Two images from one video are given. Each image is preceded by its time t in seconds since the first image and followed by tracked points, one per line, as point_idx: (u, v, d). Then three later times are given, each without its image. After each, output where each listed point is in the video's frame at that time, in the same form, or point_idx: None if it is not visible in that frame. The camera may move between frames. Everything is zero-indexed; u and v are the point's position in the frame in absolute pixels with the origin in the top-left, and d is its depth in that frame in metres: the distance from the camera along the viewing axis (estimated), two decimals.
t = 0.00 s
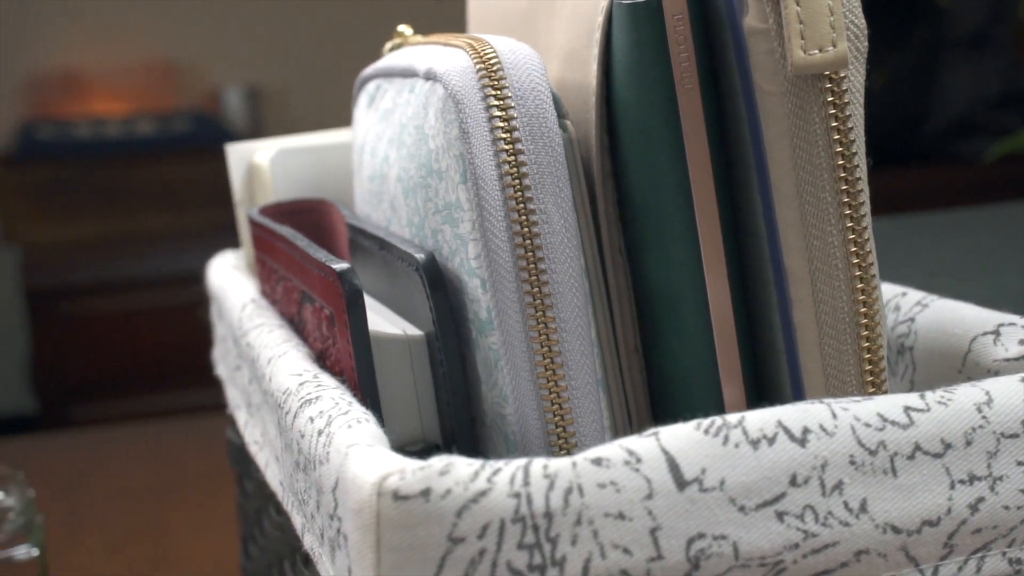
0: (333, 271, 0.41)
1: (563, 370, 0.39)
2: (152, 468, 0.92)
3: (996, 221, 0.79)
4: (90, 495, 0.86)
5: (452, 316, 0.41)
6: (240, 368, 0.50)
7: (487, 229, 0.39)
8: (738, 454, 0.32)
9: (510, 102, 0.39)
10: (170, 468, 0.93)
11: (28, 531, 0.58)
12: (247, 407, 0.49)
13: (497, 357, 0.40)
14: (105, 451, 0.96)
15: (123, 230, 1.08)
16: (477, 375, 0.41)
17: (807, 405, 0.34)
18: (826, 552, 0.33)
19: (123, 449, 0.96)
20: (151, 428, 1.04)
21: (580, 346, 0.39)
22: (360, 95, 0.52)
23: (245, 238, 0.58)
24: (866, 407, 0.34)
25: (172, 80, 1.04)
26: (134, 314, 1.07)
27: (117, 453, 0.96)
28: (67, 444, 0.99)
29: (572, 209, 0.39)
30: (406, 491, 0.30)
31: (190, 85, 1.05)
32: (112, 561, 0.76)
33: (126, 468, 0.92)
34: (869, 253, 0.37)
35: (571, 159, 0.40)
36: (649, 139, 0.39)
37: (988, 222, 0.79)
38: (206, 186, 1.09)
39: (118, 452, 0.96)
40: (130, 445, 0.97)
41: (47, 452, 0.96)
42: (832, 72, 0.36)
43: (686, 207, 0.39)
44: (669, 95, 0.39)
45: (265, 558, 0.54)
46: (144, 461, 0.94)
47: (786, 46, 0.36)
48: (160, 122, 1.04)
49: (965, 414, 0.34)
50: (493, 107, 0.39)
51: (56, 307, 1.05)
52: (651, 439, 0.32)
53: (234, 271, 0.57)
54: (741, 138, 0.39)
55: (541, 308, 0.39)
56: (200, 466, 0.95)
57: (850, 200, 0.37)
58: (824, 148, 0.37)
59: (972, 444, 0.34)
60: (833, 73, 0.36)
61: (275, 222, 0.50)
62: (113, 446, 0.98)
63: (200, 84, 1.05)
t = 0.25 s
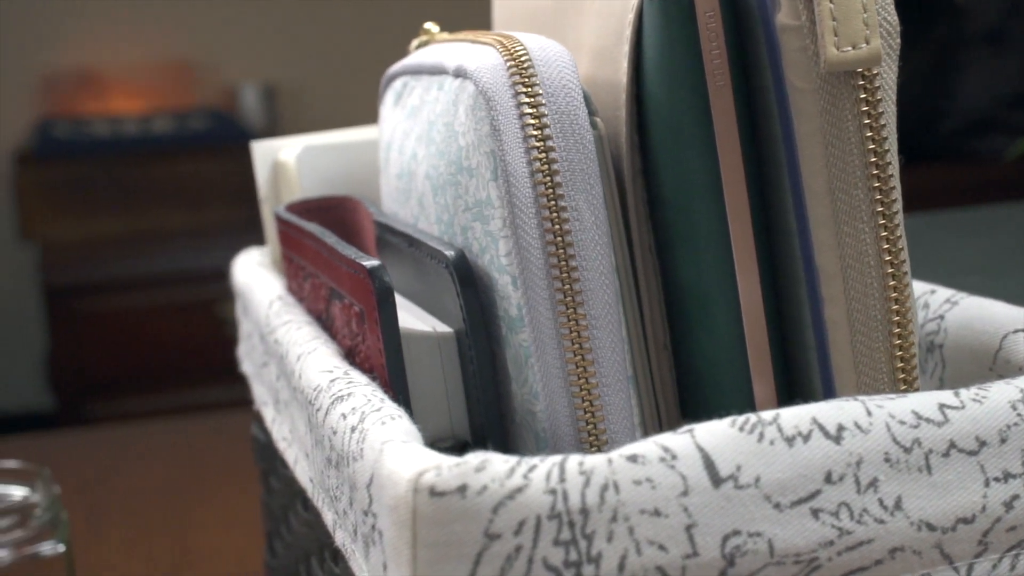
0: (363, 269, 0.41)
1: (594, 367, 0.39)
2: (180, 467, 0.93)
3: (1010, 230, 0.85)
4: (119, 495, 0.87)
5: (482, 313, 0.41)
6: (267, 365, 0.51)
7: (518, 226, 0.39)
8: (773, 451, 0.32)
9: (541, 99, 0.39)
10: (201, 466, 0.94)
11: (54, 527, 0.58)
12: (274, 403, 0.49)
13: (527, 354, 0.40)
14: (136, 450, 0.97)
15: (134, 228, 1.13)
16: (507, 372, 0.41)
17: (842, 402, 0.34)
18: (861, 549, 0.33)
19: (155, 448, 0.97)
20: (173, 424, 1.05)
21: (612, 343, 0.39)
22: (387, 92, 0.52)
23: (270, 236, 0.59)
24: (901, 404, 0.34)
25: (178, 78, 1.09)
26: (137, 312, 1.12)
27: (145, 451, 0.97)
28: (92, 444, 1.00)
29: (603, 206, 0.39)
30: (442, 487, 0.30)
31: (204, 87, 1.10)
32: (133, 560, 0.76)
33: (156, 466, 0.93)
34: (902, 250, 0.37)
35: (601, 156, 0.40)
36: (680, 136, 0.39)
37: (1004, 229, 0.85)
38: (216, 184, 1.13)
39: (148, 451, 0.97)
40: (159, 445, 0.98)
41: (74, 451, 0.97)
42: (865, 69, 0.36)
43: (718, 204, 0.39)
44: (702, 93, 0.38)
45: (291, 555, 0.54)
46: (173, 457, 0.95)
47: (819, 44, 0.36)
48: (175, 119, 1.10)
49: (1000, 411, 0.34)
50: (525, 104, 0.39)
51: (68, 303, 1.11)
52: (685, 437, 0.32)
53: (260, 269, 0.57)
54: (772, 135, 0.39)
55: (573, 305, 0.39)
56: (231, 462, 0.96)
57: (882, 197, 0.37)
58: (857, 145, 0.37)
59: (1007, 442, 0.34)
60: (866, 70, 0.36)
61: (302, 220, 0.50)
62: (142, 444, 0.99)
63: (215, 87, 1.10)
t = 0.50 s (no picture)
0: (398, 265, 0.41)
1: (630, 364, 0.39)
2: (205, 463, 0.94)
3: None
4: (144, 492, 0.87)
5: (516, 309, 0.41)
6: (299, 361, 0.51)
7: (554, 223, 0.39)
8: (813, 448, 0.32)
9: (576, 96, 0.39)
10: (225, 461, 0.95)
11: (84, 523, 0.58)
12: (306, 399, 0.49)
13: (563, 351, 0.40)
14: (164, 445, 0.98)
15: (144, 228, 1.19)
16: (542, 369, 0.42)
17: (881, 399, 0.34)
18: (900, 546, 0.33)
19: (182, 443, 0.98)
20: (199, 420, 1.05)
21: (647, 340, 0.40)
22: (417, 89, 0.52)
23: (300, 234, 0.59)
24: (941, 401, 0.34)
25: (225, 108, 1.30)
26: (160, 307, 1.19)
27: (167, 448, 0.97)
28: (119, 440, 1.01)
29: (639, 203, 0.39)
30: (484, 483, 0.30)
31: (222, 81, 1.16)
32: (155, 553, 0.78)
33: (182, 462, 0.94)
34: (939, 247, 0.38)
35: (636, 152, 0.40)
36: (716, 132, 0.39)
37: None
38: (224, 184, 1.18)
39: (173, 446, 0.97)
40: (187, 440, 0.99)
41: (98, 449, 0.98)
42: (903, 66, 0.36)
43: (754, 201, 0.39)
44: (739, 89, 0.38)
45: (321, 551, 0.55)
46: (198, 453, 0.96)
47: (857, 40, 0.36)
48: (195, 116, 1.16)
49: None
50: (561, 101, 0.39)
51: (90, 295, 1.18)
52: (725, 433, 0.32)
53: (290, 265, 0.57)
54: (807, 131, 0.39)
55: (608, 303, 0.39)
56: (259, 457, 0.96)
57: (920, 194, 0.37)
58: (893, 142, 0.37)
59: None
60: (904, 66, 0.36)
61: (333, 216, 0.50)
62: (165, 440, 0.99)
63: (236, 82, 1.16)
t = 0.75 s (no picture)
0: (434, 260, 0.41)
1: (666, 360, 0.39)
2: (232, 458, 0.94)
3: None
4: (171, 489, 0.87)
5: (552, 304, 0.42)
6: (331, 356, 0.51)
7: (591, 218, 0.39)
8: (854, 443, 0.32)
9: (613, 91, 0.39)
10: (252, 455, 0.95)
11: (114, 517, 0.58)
12: (339, 394, 0.49)
13: (598, 346, 0.40)
14: (190, 442, 0.98)
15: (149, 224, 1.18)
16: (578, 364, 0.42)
17: (921, 394, 0.34)
18: (940, 542, 0.33)
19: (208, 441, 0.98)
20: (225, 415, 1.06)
21: (683, 336, 0.40)
22: (449, 84, 0.52)
23: (330, 229, 0.59)
24: (981, 397, 0.34)
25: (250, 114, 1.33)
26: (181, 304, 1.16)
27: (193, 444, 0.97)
28: (144, 435, 1.01)
29: (676, 199, 0.39)
30: (526, 478, 0.30)
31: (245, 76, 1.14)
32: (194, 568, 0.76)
33: (209, 457, 0.94)
34: (977, 245, 0.38)
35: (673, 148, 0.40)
36: (754, 128, 0.39)
37: None
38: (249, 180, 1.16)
39: (199, 441, 0.98)
40: (213, 436, 0.99)
41: (124, 444, 0.98)
42: (942, 61, 0.36)
43: (791, 197, 0.39)
44: (777, 84, 0.38)
45: (351, 546, 0.55)
46: (224, 448, 0.96)
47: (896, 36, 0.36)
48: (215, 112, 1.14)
49: None
50: (597, 97, 0.39)
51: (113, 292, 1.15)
52: (766, 428, 0.32)
53: (321, 261, 0.57)
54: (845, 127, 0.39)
55: (645, 298, 0.39)
56: (285, 452, 0.96)
57: (959, 191, 0.37)
58: (932, 137, 0.37)
59: None
60: (943, 61, 0.36)
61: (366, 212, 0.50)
62: (190, 435, 1.00)
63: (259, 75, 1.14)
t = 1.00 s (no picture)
0: (468, 258, 0.41)
1: (700, 357, 0.39)
2: (260, 456, 0.94)
3: None
4: (198, 488, 0.88)
5: (586, 301, 0.42)
6: (361, 353, 0.51)
7: (626, 216, 0.39)
8: (893, 441, 0.32)
9: (648, 89, 0.39)
10: (281, 452, 0.95)
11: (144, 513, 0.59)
12: (370, 392, 0.50)
13: (633, 343, 0.40)
14: (214, 441, 0.98)
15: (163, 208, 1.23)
16: (611, 362, 0.42)
17: (960, 392, 0.34)
18: (979, 539, 0.33)
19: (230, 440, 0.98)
20: (250, 412, 1.06)
21: (719, 334, 0.40)
22: (479, 82, 0.52)
23: (358, 226, 0.59)
24: (1019, 395, 0.34)
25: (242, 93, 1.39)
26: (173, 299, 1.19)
27: (216, 442, 0.97)
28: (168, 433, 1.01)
29: (710, 197, 0.39)
30: (566, 475, 0.30)
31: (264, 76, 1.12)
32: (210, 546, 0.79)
33: (237, 455, 0.95)
34: (1013, 242, 0.37)
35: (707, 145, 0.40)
36: (789, 125, 0.39)
37: None
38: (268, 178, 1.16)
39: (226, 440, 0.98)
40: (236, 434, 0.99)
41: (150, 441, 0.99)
42: (979, 59, 0.36)
43: (825, 193, 0.39)
44: (812, 83, 0.38)
45: (380, 542, 0.55)
46: (252, 446, 0.97)
47: (933, 34, 0.36)
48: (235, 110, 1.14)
49: None
50: (632, 95, 0.39)
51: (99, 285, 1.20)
52: (804, 425, 0.32)
53: (349, 258, 0.57)
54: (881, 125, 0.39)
55: (679, 296, 0.39)
56: (312, 449, 0.97)
57: (995, 188, 0.37)
58: (969, 134, 0.37)
59: None
60: (980, 59, 0.36)
61: (395, 209, 0.51)
62: (218, 433, 1.00)
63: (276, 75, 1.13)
